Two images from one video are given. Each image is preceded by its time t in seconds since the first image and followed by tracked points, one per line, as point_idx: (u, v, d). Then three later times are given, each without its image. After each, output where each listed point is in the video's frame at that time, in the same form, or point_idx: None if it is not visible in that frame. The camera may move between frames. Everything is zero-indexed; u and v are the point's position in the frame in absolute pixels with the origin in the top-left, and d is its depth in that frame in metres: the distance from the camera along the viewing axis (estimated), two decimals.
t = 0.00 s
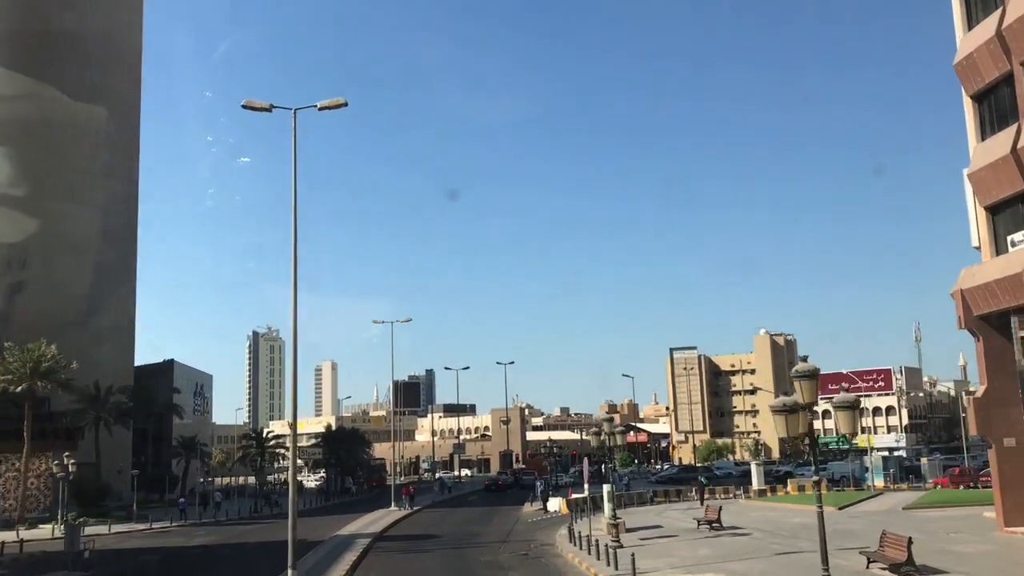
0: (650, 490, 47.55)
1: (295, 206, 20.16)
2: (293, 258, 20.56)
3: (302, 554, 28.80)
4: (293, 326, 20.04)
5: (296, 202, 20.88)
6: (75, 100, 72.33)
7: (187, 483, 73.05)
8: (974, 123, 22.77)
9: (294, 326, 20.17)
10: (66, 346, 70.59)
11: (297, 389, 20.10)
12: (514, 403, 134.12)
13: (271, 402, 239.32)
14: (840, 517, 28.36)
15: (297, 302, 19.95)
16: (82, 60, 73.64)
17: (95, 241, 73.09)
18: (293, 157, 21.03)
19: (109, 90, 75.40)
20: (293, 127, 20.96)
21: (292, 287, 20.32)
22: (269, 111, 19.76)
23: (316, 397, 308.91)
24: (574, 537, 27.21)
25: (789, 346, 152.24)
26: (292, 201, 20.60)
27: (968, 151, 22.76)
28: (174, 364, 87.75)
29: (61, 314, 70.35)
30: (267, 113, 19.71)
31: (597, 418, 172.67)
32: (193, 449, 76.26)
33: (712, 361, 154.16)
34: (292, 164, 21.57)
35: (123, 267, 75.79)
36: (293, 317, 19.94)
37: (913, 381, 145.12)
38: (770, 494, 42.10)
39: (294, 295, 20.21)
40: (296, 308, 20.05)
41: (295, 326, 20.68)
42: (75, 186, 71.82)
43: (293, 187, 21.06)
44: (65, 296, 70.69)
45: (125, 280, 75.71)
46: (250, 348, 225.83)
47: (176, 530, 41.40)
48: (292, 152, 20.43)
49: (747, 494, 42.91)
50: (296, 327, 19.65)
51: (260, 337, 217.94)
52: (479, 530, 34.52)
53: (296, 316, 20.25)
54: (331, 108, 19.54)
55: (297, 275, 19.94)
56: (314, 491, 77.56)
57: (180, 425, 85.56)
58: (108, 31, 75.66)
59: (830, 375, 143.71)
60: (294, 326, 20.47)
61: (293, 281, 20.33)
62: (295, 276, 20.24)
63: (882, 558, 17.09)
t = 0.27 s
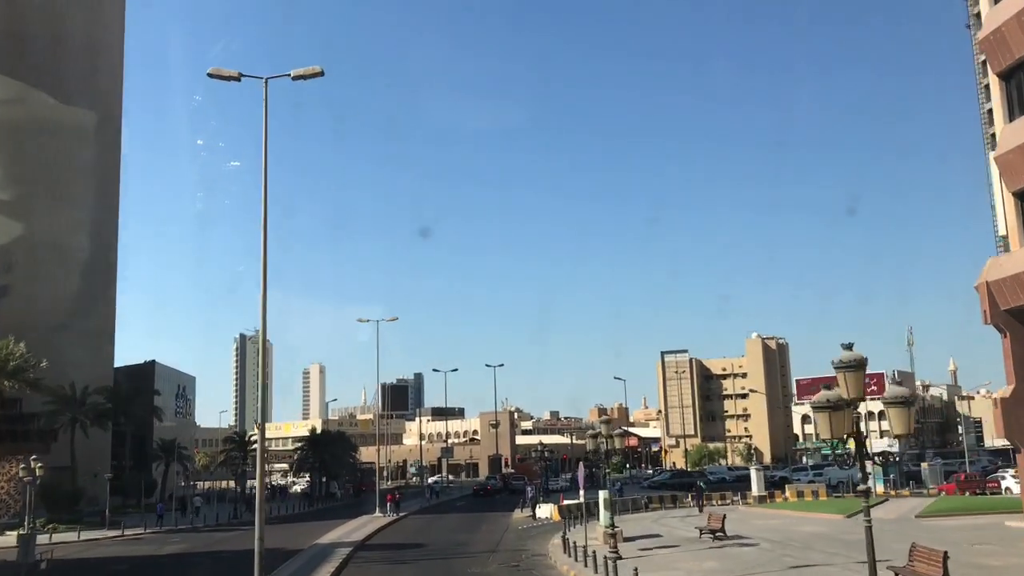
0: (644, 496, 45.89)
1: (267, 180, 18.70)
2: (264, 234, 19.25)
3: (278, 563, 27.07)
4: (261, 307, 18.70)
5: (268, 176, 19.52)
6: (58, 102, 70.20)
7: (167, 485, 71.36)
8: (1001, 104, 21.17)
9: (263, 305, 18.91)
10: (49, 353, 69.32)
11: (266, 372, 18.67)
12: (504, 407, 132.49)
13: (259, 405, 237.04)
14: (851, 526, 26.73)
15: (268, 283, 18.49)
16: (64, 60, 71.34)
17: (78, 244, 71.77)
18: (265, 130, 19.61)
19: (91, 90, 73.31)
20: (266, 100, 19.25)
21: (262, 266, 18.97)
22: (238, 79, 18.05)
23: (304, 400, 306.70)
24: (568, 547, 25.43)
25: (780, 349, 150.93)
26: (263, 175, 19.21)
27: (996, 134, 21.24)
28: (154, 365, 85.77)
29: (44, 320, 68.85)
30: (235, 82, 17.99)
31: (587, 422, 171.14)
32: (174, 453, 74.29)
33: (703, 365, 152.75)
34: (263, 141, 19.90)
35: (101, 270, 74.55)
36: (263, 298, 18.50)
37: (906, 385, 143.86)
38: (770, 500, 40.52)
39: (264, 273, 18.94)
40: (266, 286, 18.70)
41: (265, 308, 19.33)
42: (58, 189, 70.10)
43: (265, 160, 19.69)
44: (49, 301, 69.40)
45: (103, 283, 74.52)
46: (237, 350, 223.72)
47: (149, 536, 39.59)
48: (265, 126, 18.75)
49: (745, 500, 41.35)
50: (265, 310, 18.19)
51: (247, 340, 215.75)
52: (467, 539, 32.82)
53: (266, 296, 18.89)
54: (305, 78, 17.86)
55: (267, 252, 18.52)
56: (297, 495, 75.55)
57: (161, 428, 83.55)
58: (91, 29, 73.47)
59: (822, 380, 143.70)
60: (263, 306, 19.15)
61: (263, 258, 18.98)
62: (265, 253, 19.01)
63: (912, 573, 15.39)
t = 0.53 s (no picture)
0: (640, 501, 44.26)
1: (235, 150, 17.13)
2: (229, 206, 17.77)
3: (255, 569, 25.43)
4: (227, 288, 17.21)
5: (239, 144, 18.03)
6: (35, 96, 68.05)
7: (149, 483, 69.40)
8: None
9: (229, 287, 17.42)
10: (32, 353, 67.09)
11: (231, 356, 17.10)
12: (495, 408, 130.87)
13: (248, 406, 235.02)
14: (863, 535, 25.14)
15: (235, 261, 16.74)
16: (41, 54, 69.17)
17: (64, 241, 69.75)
18: (234, 91, 18.07)
19: (71, 84, 71.12)
20: (237, 63, 17.66)
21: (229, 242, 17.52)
22: (207, 38, 16.47)
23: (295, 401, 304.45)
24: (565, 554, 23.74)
25: (774, 352, 149.49)
26: (232, 146, 17.65)
27: None
28: (139, 362, 83.83)
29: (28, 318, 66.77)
30: (204, 40, 16.40)
31: (580, 424, 169.62)
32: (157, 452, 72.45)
33: (697, 367, 151.24)
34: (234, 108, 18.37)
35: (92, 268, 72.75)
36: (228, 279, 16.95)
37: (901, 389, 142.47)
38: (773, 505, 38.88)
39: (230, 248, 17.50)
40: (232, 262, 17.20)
41: (235, 292, 17.77)
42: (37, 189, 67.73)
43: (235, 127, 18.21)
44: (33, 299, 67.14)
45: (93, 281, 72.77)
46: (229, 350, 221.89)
47: (123, 539, 37.79)
48: (236, 91, 17.21)
49: (746, 505, 39.76)
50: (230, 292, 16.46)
51: (238, 340, 213.98)
52: (455, 544, 31.19)
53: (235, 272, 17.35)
54: (281, 37, 16.27)
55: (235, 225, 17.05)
56: (284, 497, 73.77)
57: (145, 428, 81.66)
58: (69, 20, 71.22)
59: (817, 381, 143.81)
60: (232, 287, 17.65)
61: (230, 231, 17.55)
62: (236, 233, 17.70)
63: None
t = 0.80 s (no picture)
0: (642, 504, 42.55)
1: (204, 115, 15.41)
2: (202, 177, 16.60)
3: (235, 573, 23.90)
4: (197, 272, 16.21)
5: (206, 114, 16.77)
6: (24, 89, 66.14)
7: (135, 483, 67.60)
8: None
9: (200, 266, 16.27)
10: (22, 352, 65.42)
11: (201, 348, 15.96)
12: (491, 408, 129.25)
13: (241, 404, 233.09)
14: (887, 544, 23.53)
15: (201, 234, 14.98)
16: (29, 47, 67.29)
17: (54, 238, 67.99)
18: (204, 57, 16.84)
19: (61, 77, 69.28)
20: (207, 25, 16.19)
21: (201, 219, 16.40)
22: None
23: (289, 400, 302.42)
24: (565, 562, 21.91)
25: (774, 354, 147.72)
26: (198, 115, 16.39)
27: None
28: (127, 359, 81.77)
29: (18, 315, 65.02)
30: None
31: (576, 426, 168.02)
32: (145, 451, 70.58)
33: (695, 369, 149.30)
34: (204, 77, 17.01)
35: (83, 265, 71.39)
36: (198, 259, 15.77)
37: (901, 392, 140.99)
38: (782, 510, 37.23)
39: (201, 223, 16.36)
40: (203, 238, 16.01)
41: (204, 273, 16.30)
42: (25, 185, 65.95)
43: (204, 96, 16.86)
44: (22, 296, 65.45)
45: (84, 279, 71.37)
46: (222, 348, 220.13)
47: (102, 541, 36.10)
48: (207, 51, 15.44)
49: (753, 510, 38.16)
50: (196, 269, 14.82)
51: (232, 338, 212.27)
52: (450, 549, 29.63)
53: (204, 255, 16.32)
54: None
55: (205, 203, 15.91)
56: (274, 498, 71.85)
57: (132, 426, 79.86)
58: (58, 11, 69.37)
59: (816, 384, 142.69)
60: (201, 268, 16.20)
61: (201, 205, 16.35)
62: (203, 209, 16.34)
63: None
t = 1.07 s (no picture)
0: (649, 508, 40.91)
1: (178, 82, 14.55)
2: (170, 146, 15.20)
3: None
4: (162, 245, 14.66)
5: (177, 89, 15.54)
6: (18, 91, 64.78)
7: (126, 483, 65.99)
8: None
9: (165, 239, 14.76)
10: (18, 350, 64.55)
11: (164, 336, 14.40)
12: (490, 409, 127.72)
13: (239, 403, 231.75)
14: (927, 555, 21.90)
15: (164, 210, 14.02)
16: (20, 48, 65.97)
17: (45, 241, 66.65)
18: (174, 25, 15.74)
19: (52, 79, 67.98)
20: None
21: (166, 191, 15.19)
22: None
23: (286, 399, 300.60)
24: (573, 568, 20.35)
25: (776, 355, 146.01)
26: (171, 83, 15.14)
27: None
28: (120, 355, 80.03)
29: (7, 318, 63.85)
30: None
31: (576, 427, 166.51)
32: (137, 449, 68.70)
33: (696, 370, 148.17)
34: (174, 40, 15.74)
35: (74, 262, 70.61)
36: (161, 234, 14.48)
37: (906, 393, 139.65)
38: (795, 514, 35.67)
39: (168, 196, 15.06)
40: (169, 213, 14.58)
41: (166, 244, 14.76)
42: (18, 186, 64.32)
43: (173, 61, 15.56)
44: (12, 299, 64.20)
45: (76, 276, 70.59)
46: (219, 346, 218.45)
47: (85, 543, 34.59)
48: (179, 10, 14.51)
49: (763, 514, 36.59)
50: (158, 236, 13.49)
51: (229, 336, 210.51)
52: (450, 556, 28.00)
53: (171, 232, 14.76)
54: None
55: (171, 177, 14.61)
56: (268, 498, 70.14)
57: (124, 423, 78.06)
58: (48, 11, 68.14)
59: (818, 386, 137.89)
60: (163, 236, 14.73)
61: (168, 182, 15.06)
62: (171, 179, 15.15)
63: None
